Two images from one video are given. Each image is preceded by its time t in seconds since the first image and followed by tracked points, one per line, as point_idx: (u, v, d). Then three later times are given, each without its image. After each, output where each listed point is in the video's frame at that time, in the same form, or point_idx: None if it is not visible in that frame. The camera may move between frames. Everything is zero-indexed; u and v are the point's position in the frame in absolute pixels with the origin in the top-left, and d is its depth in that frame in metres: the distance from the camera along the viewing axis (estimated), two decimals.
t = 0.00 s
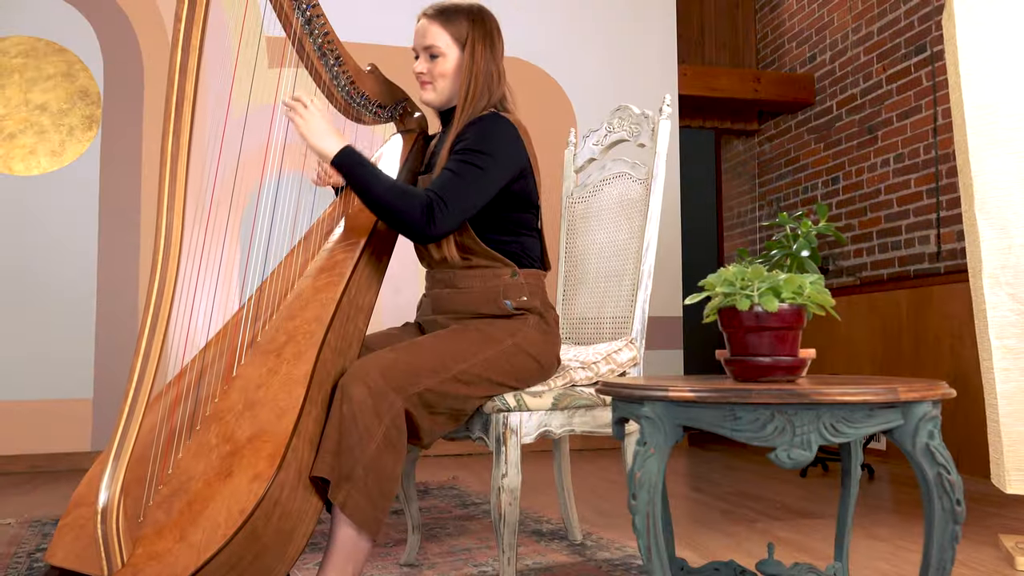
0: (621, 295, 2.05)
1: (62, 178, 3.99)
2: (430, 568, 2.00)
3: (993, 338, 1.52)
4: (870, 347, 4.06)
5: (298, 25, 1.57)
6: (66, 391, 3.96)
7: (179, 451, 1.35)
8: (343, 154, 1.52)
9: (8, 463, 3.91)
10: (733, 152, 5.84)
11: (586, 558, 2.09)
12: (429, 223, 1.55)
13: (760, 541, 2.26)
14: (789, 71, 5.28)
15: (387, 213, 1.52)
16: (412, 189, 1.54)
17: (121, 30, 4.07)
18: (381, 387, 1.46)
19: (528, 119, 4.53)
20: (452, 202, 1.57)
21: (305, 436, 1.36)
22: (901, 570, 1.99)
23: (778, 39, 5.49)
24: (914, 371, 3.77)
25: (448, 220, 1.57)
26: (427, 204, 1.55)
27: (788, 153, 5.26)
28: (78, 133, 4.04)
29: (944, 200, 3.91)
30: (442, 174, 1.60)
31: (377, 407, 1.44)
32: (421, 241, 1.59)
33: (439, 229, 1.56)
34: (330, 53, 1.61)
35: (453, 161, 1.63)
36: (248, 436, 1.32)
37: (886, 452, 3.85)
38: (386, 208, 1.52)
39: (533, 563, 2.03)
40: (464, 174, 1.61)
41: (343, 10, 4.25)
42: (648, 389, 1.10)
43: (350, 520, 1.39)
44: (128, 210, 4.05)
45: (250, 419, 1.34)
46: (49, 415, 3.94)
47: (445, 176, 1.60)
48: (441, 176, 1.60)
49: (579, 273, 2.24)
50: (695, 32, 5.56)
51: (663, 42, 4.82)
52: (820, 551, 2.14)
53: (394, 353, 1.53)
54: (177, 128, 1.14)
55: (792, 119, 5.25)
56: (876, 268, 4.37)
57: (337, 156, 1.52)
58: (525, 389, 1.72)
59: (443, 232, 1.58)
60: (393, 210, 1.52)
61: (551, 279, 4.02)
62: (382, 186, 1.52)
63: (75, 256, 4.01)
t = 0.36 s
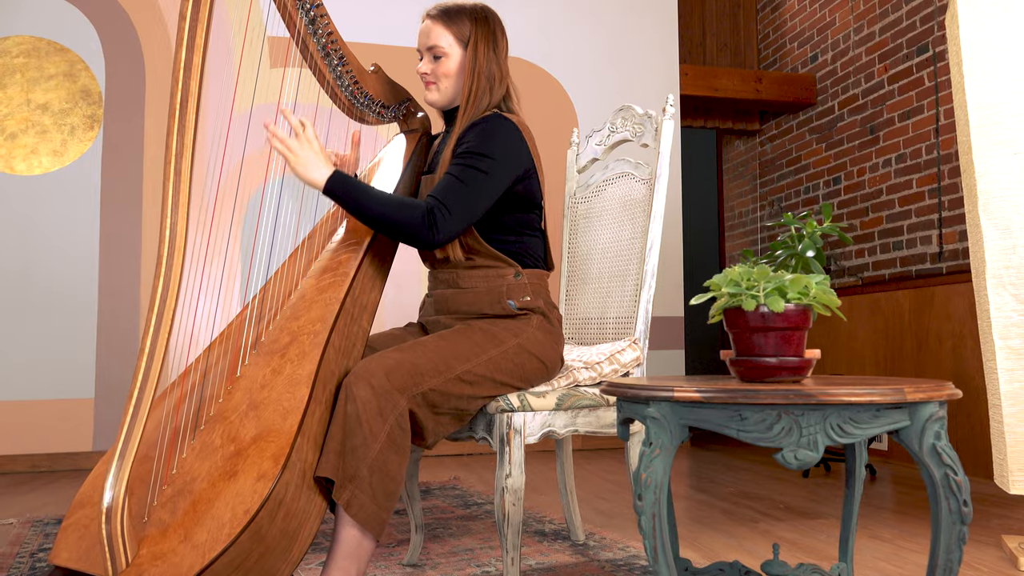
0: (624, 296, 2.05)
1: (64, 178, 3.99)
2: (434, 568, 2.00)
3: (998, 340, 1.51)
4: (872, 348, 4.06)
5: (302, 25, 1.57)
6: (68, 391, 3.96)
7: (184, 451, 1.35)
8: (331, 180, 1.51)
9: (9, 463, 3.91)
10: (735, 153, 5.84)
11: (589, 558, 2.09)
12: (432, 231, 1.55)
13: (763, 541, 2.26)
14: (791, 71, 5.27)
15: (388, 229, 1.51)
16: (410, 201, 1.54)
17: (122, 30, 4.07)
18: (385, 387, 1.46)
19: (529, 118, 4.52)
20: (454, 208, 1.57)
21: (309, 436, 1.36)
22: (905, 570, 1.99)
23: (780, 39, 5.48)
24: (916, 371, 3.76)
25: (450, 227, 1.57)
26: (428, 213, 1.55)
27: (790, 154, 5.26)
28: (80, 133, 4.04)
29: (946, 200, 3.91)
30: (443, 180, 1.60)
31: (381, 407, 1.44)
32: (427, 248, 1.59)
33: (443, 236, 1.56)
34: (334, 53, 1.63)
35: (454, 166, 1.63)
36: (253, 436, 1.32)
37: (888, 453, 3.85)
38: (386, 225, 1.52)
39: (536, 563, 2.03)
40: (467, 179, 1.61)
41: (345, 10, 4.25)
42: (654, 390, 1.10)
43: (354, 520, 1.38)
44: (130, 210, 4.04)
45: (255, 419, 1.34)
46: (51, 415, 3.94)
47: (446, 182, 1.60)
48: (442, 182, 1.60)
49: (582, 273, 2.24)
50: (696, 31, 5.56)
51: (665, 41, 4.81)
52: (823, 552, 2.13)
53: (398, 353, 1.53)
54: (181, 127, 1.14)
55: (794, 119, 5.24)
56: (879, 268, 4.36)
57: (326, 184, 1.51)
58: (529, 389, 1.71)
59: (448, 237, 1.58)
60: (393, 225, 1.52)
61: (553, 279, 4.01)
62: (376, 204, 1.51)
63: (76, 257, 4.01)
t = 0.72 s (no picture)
0: (628, 296, 2.05)
1: (65, 177, 3.99)
2: (438, 568, 2.00)
3: (1002, 340, 1.51)
4: (874, 348, 4.06)
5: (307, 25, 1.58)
6: (69, 391, 3.96)
7: (189, 451, 1.35)
8: (340, 175, 1.51)
9: (12, 464, 3.90)
10: (736, 153, 5.85)
11: (592, 558, 2.08)
12: (446, 223, 1.54)
13: (766, 541, 2.26)
14: (792, 71, 5.27)
15: (401, 221, 1.51)
16: (423, 192, 1.53)
17: (124, 30, 4.07)
18: (390, 388, 1.46)
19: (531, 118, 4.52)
20: (468, 199, 1.57)
21: (315, 437, 1.36)
22: (908, 570, 1.99)
23: (782, 39, 5.48)
24: (918, 371, 3.77)
25: (464, 219, 1.56)
26: (442, 203, 1.54)
27: (791, 154, 5.26)
28: (82, 133, 4.04)
29: (948, 200, 3.91)
30: (457, 173, 1.59)
31: (386, 407, 1.44)
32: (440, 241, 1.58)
33: (456, 228, 1.55)
34: (339, 53, 1.63)
35: (469, 160, 1.62)
36: (258, 437, 1.31)
37: (890, 453, 3.85)
38: (399, 218, 1.51)
39: (540, 564, 2.03)
40: (481, 172, 1.60)
41: (346, 10, 4.25)
42: (661, 390, 1.10)
43: (359, 520, 1.38)
44: (131, 210, 4.04)
45: (260, 420, 1.34)
46: (53, 415, 3.93)
47: (460, 174, 1.59)
48: (457, 175, 1.59)
49: (585, 272, 2.24)
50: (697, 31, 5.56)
51: (667, 41, 4.81)
52: (827, 552, 2.13)
53: (403, 353, 1.52)
54: (187, 127, 1.13)
55: (795, 119, 5.25)
56: (880, 268, 4.37)
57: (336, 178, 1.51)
58: (533, 389, 1.71)
59: (462, 230, 1.57)
60: (406, 216, 1.51)
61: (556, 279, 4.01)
62: (389, 196, 1.51)
63: (78, 257, 4.01)
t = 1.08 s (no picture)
0: (633, 296, 2.05)
1: (68, 177, 3.99)
2: (442, 569, 2.00)
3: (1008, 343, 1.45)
4: (876, 348, 4.06)
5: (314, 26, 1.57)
6: (71, 391, 3.96)
7: (196, 451, 1.34)
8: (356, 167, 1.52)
9: (15, 464, 3.90)
10: (738, 153, 5.85)
11: (598, 559, 2.08)
12: (460, 215, 1.54)
13: (770, 542, 2.26)
14: (795, 71, 5.27)
15: (414, 214, 1.52)
16: (439, 185, 1.54)
17: (126, 30, 4.07)
18: (397, 388, 1.46)
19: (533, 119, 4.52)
20: (483, 193, 1.57)
21: (322, 437, 1.36)
22: (914, 571, 1.99)
23: (784, 39, 5.48)
24: (921, 372, 3.76)
25: (478, 214, 1.56)
26: (455, 196, 1.54)
27: (793, 154, 5.26)
28: (84, 133, 4.03)
29: (951, 201, 3.91)
30: (472, 167, 1.60)
31: (393, 407, 1.44)
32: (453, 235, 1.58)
33: (469, 222, 1.56)
34: (346, 54, 1.62)
35: (482, 155, 1.63)
36: (265, 437, 1.31)
37: (893, 453, 3.85)
38: (412, 210, 1.52)
39: (545, 565, 2.03)
40: (494, 165, 1.61)
41: (349, 10, 4.25)
42: (670, 391, 1.09)
43: (365, 521, 1.38)
44: (133, 210, 4.04)
45: (267, 420, 1.34)
46: (55, 415, 3.93)
47: (474, 169, 1.60)
48: (471, 169, 1.60)
49: (590, 273, 2.23)
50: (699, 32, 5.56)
51: (668, 42, 4.80)
52: (832, 553, 2.13)
53: (410, 354, 1.52)
54: (195, 128, 1.13)
55: (797, 119, 5.25)
56: (883, 268, 4.37)
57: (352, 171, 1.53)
58: (540, 390, 1.71)
59: (476, 224, 1.58)
60: (421, 208, 1.52)
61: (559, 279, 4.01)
62: (405, 187, 1.52)
63: (81, 257, 4.00)
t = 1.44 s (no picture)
0: (638, 296, 2.05)
1: (70, 177, 3.99)
2: (447, 569, 2.00)
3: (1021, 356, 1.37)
4: (879, 348, 4.06)
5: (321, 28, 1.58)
6: (73, 391, 3.96)
7: (203, 452, 1.34)
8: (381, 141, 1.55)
9: (17, 464, 3.90)
10: (739, 153, 5.86)
11: (602, 560, 2.08)
12: (472, 204, 1.57)
13: (774, 542, 2.26)
14: (796, 71, 5.27)
15: (427, 195, 1.54)
16: (454, 172, 1.57)
17: (128, 30, 4.07)
18: (404, 389, 1.46)
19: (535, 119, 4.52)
20: (495, 185, 1.59)
21: (329, 438, 1.36)
22: (919, 572, 1.99)
23: (786, 39, 5.48)
24: (924, 372, 3.76)
25: (489, 204, 1.59)
26: (468, 185, 1.57)
27: (795, 154, 5.27)
28: (86, 133, 4.03)
29: (953, 201, 3.91)
30: (484, 159, 1.62)
31: (400, 408, 1.44)
32: (462, 224, 1.60)
33: (479, 211, 1.58)
34: (352, 55, 1.64)
35: (495, 148, 1.65)
36: (273, 437, 1.31)
37: (895, 453, 3.85)
38: (425, 191, 1.55)
39: (549, 565, 2.03)
40: (507, 160, 1.63)
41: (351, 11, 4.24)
42: (679, 392, 1.09)
43: (372, 522, 1.38)
44: (135, 210, 4.04)
45: (274, 421, 1.34)
46: (57, 415, 3.93)
47: (486, 161, 1.62)
48: (484, 161, 1.62)
49: (595, 273, 2.23)
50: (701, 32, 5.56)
51: (670, 42, 4.80)
52: (837, 553, 2.13)
53: (417, 354, 1.53)
54: (203, 127, 1.13)
55: (799, 119, 5.25)
56: (885, 268, 4.37)
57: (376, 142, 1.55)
58: (546, 390, 1.71)
59: (485, 215, 1.60)
60: (434, 192, 1.54)
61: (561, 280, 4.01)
62: (422, 168, 1.54)
63: (83, 257, 4.00)
